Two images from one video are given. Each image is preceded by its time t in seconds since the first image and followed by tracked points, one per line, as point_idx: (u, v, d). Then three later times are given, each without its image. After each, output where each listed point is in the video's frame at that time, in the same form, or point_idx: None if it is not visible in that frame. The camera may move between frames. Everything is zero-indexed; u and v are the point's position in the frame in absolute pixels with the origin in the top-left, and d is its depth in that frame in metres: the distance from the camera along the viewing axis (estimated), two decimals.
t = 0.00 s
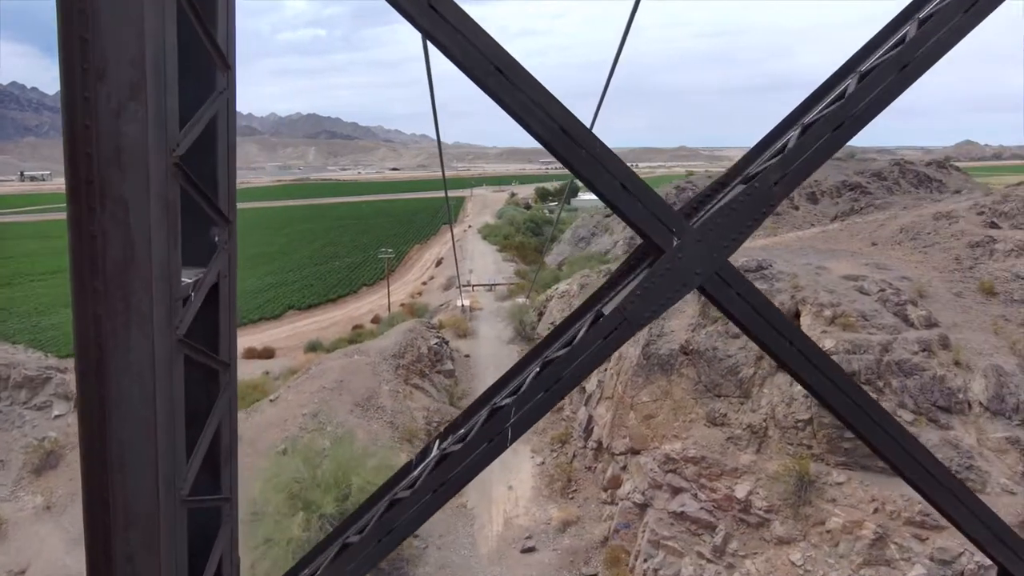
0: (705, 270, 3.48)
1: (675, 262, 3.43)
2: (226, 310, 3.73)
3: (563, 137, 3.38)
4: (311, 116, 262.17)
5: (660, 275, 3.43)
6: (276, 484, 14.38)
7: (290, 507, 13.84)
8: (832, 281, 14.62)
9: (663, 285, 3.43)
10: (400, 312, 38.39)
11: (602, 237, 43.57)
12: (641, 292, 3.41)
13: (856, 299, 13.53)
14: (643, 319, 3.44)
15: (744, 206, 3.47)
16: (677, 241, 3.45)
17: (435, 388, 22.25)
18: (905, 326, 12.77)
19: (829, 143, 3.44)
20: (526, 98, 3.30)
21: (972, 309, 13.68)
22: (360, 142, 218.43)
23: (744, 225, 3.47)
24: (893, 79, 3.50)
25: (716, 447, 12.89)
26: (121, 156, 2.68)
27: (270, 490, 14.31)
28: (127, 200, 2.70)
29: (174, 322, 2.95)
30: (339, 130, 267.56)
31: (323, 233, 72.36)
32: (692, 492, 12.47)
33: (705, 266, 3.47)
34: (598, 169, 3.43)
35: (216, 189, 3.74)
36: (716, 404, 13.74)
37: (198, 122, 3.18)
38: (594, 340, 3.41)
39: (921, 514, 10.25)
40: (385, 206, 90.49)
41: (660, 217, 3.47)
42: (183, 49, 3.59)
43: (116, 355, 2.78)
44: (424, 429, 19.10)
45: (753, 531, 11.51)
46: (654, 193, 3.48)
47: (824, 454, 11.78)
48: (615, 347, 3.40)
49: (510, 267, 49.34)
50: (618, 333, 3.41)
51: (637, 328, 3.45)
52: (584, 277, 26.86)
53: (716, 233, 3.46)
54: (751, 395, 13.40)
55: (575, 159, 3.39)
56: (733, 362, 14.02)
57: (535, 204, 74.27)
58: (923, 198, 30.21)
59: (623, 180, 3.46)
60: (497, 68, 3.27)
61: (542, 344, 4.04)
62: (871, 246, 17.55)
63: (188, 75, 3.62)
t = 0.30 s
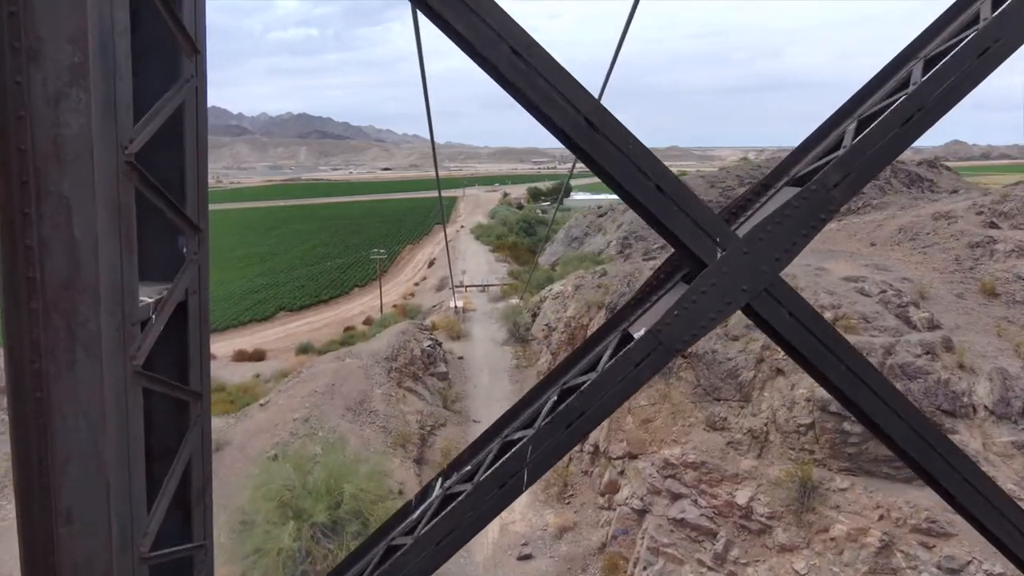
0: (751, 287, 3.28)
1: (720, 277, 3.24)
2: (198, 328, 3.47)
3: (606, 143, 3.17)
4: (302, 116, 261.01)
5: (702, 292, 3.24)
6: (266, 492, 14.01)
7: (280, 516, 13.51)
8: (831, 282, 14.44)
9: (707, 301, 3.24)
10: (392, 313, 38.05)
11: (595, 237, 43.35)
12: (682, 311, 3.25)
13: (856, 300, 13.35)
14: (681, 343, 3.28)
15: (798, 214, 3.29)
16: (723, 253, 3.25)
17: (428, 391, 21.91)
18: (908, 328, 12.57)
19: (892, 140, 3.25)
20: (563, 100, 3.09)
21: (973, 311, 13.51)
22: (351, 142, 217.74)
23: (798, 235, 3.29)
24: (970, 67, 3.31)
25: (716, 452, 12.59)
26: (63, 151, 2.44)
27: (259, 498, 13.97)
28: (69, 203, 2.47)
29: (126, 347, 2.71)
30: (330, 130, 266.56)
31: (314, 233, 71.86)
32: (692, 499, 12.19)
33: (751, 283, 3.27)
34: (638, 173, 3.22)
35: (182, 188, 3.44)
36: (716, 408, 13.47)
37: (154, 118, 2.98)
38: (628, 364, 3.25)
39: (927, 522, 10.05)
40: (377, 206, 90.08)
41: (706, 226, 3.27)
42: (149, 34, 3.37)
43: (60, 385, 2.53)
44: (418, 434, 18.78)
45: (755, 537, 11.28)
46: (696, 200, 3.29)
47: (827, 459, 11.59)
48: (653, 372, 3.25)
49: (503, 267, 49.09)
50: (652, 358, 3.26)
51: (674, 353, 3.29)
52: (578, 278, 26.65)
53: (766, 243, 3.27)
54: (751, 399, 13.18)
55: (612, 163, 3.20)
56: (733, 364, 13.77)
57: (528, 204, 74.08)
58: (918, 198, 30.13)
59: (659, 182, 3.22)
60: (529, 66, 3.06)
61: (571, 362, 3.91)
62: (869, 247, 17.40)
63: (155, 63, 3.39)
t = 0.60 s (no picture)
0: (812, 303, 3.01)
1: (776, 291, 2.99)
2: (171, 353, 3.32)
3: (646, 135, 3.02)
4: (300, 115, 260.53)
5: (755, 309, 2.99)
6: (262, 497, 13.75)
7: (277, 522, 13.26)
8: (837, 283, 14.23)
9: (760, 320, 2.99)
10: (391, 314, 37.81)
11: (594, 237, 43.12)
12: (732, 331, 3.00)
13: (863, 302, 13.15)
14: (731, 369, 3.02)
15: (867, 221, 3.02)
16: (781, 264, 3.01)
17: (427, 393, 21.66)
18: (916, 331, 12.40)
19: (974, 136, 2.96)
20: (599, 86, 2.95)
21: (982, 312, 13.30)
22: (349, 142, 217.27)
23: (868, 242, 3.01)
24: None
25: (722, 457, 12.35)
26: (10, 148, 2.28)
27: (255, 503, 13.71)
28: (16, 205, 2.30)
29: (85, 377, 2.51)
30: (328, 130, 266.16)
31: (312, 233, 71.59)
32: (697, 504, 11.92)
33: (812, 298, 3.00)
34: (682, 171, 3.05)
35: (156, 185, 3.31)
36: (720, 411, 13.19)
37: (114, 109, 2.72)
38: (668, 393, 2.99)
39: (939, 529, 9.87)
40: (375, 206, 89.83)
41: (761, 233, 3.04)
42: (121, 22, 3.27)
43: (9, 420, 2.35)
44: (417, 437, 18.54)
45: (761, 544, 11.00)
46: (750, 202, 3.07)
47: (835, 464, 11.37)
48: (697, 402, 3.00)
49: (502, 267, 48.88)
50: (699, 384, 2.99)
51: (722, 379, 3.02)
52: (579, 278, 26.45)
53: (830, 253, 3.00)
54: (756, 403, 12.96)
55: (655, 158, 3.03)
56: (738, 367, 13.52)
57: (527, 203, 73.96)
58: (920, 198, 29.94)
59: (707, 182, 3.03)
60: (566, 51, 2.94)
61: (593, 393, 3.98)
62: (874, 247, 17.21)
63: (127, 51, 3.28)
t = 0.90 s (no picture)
0: (879, 319, 2.82)
1: (839, 306, 2.82)
2: (154, 367, 3.74)
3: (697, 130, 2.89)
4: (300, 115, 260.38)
5: (815, 325, 2.84)
6: (262, 501, 13.55)
7: (278, 527, 13.09)
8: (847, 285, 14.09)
9: (818, 341, 2.84)
10: (391, 314, 37.59)
11: (596, 237, 42.94)
12: (789, 351, 2.86)
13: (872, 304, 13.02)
14: (786, 395, 2.87)
15: (942, 226, 2.82)
16: (846, 274, 2.84)
17: (429, 395, 21.47)
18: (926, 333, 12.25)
19: None
20: (653, 74, 2.81)
21: (992, 314, 13.13)
22: (349, 142, 216.97)
23: (943, 249, 2.81)
24: None
25: (728, 460, 12.10)
26: None
27: (255, 507, 13.51)
28: None
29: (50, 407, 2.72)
30: (328, 130, 265.96)
31: (313, 233, 71.36)
32: (703, 508, 11.72)
33: (878, 313, 2.81)
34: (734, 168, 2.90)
35: (138, 183, 3.63)
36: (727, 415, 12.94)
37: (84, 96, 2.91)
38: (717, 419, 2.87)
39: (952, 535, 9.71)
40: (376, 207, 89.57)
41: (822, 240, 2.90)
42: (107, 13, 3.60)
43: None
44: (418, 439, 18.37)
45: (768, 550, 10.79)
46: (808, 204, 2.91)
47: (844, 468, 11.16)
48: (748, 431, 2.85)
49: (503, 267, 48.68)
50: (750, 410, 2.86)
51: (776, 404, 2.87)
52: (581, 278, 26.29)
53: (899, 262, 2.82)
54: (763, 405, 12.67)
55: (706, 155, 2.90)
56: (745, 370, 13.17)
57: (528, 203, 73.79)
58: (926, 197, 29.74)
59: (762, 182, 2.91)
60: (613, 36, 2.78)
61: (622, 417, 4.14)
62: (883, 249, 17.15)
63: (105, 34, 3.60)
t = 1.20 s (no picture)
0: (943, 333, 2.73)
1: (898, 320, 2.74)
2: (142, 384, 3.67)
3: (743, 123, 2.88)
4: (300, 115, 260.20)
5: (872, 340, 2.76)
6: (263, 504, 13.44)
7: (278, 530, 12.97)
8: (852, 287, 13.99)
9: (877, 357, 2.75)
10: (392, 315, 37.45)
11: (597, 237, 42.83)
12: (842, 368, 2.78)
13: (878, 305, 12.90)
14: (837, 418, 2.79)
15: (1014, 229, 2.68)
16: (906, 283, 2.78)
17: (430, 396, 21.32)
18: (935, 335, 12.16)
19: None
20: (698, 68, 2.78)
21: (1000, 315, 12.99)
22: (349, 142, 216.75)
23: (1013, 258, 2.67)
24: None
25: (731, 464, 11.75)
26: None
27: (255, 510, 13.42)
28: None
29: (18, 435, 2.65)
30: (329, 130, 265.86)
31: (313, 233, 71.25)
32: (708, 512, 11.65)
33: (942, 327, 2.72)
34: (787, 165, 2.87)
35: (121, 182, 3.51)
36: (731, 417, 12.62)
37: (59, 82, 2.91)
38: (765, 442, 2.78)
39: (961, 540, 9.59)
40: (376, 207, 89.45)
41: (880, 242, 2.85)
42: (88, 1, 3.55)
43: None
44: (420, 441, 18.23)
45: (775, 554, 10.68)
46: (865, 204, 2.88)
47: (850, 472, 10.97)
48: (795, 456, 2.77)
49: (504, 267, 48.56)
50: (800, 432, 2.78)
51: (827, 426, 2.79)
52: (583, 278, 26.19)
53: (968, 268, 2.71)
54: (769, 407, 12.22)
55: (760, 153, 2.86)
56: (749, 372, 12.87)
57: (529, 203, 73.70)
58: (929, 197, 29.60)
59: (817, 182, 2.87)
60: (660, 26, 2.78)
61: (649, 435, 4.25)
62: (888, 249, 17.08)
63: (88, 24, 3.54)
